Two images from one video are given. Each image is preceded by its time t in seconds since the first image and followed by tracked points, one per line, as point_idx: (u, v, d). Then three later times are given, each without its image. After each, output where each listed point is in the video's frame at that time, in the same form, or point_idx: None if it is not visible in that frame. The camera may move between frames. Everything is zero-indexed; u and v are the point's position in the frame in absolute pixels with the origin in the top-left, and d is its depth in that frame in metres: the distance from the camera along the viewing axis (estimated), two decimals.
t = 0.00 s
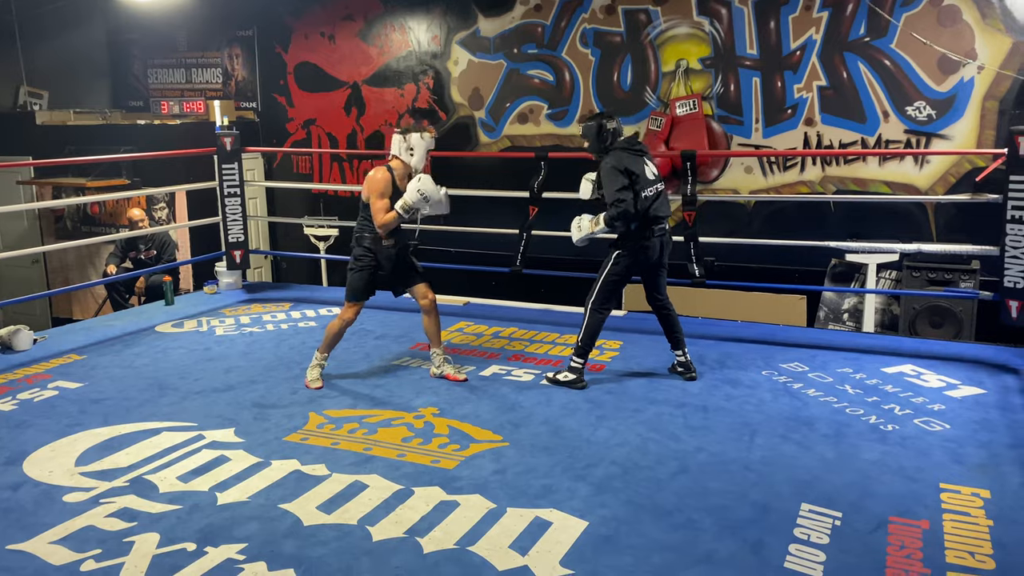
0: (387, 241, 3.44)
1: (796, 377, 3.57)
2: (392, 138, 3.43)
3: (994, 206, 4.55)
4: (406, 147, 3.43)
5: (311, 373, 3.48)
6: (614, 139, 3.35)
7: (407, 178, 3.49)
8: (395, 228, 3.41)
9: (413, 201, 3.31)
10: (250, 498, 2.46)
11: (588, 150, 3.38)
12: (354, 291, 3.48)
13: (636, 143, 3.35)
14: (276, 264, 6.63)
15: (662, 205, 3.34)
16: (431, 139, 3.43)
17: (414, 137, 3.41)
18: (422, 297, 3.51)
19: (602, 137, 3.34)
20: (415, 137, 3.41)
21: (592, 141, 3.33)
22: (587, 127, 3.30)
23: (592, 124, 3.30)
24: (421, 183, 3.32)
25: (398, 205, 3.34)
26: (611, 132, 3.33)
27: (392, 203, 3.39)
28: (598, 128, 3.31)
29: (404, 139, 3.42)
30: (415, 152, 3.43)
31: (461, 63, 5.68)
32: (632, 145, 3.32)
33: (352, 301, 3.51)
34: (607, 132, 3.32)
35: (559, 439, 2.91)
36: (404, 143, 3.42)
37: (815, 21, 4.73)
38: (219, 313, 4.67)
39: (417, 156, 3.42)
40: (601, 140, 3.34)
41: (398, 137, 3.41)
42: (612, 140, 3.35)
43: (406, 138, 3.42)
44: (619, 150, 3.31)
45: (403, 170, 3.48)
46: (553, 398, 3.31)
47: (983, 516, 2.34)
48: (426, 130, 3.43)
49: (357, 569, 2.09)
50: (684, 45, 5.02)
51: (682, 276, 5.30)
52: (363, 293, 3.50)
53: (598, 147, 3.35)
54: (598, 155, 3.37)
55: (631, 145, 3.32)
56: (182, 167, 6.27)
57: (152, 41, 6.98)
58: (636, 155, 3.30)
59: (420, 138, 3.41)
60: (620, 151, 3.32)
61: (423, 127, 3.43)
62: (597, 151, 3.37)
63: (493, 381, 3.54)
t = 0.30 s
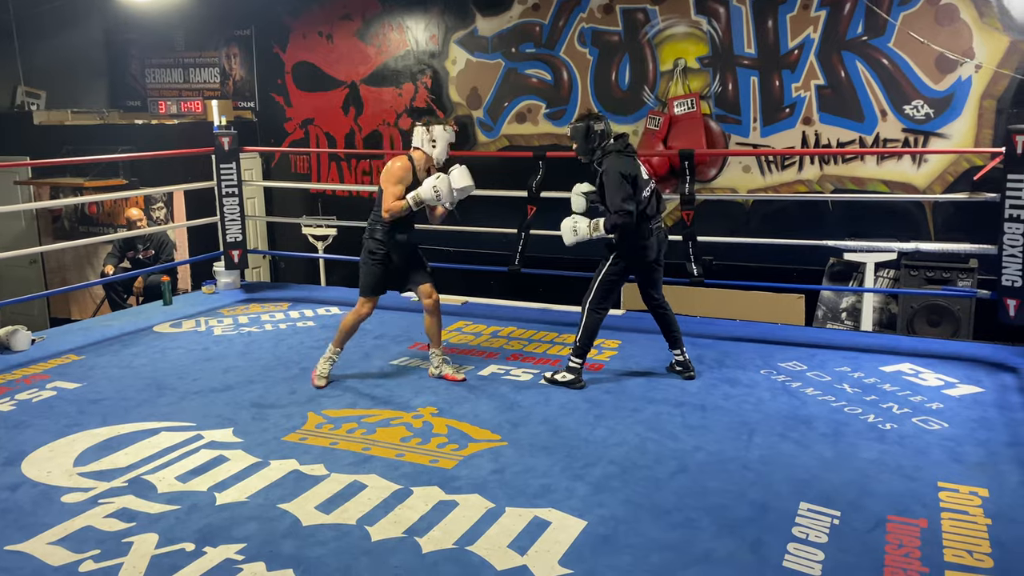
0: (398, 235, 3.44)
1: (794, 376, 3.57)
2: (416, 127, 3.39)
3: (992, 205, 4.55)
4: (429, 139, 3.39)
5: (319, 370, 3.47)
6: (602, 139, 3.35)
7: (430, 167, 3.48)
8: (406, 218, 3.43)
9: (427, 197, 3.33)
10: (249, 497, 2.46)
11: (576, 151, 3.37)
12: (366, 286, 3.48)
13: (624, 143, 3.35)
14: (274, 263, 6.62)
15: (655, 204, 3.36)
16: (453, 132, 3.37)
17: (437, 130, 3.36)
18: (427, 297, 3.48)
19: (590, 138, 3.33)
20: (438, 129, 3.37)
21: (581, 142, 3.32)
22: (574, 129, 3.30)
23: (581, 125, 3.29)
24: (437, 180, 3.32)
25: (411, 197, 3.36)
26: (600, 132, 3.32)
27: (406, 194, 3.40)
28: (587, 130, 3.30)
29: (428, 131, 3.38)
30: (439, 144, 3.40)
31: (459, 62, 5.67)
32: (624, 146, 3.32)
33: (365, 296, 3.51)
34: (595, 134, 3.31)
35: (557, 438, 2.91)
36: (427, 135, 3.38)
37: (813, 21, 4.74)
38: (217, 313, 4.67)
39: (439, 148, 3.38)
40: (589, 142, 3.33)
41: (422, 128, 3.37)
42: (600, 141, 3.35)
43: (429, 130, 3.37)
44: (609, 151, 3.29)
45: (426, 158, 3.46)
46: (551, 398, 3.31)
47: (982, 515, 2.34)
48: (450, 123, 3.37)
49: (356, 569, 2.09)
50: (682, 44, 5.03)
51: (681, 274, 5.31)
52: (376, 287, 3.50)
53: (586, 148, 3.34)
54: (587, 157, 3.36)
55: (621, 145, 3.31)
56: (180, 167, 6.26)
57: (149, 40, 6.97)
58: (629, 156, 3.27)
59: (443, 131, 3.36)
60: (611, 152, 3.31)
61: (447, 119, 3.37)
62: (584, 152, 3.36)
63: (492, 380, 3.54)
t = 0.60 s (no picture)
0: (400, 233, 3.45)
1: (792, 374, 3.57)
2: (385, 129, 3.43)
3: (989, 202, 4.55)
4: (400, 136, 3.42)
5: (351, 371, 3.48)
6: (625, 135, 3.33)
7: (407, 164, 3.51)
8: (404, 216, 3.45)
9: (414, 185, 3.33)
10: (247, 496, 2.46)
11: (600, 144, 3.37)
12: (375, 286, 3.47)
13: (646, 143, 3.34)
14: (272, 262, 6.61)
15: (662, 208, 3.33)
16: (423, 123, 3.41)
17: (405, 126, 3.40)
18: (443, 287, 3.53)
19: (614, 132, 3.32)
20: (406, 125, 3.40)
21: (604, 134, 3.32)
22: (600, 121, 3.30)
23: (604, 116, 3.29)
24: (419, 167, 3.33)
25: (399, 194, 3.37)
26: (623, 127, 3.32)
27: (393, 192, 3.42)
28: (610, 122, 3.30)
29: (396, 129, 3.42)
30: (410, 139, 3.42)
31: (456, 60, 5.66)
32: (643, 144, 3.31)
33: (376, 296, 3.48)
34: (618, 128, 3.30)
35: (555, 437, 2.91)
36: (397, 132, 3.42)
37: (811, 19, 4.74)
38: (215, 311, 4.66)
39: (411, 143, 3.41)
40: (613, 135, 3.33)
41: (390, 127, 3.40)
42: (624, 136, 3.33)
43: (398, 127, 3.41)
44: (628, 146, 3.30)
45: (400, 157, 3.50)
46: (549, 396, 3.30)
47: (980, 512, 2.35)
48: (417, 116, 3.42)
49: (354, 568, 2.08)
50: (680, 42, 5.02)
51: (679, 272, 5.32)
52: (385, 288, 3.49)
53: (608, 141, 3.34)
54: (609, 150, 3.36)
55: (640, 142, 3.32)
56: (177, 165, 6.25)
57: (146, 38, 6.95)
58: (644, 153, 3.30)
59: (411, 125, 3.39)
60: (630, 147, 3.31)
61: (413, 112, 3.41)
62: (608, 146, 3.36)
63: (489, 378, 3.54)
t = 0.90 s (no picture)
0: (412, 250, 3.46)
1: (790, 371, 3.57)
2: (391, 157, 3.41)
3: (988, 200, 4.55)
4: (405, 164, 3.40)
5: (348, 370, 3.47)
6: (613, 137, 3.35)
7: (413, 192, 3.50)
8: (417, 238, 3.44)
9: (422, 216, 3.32)
10: (245, 494, 2.46)
11: (587, 147, 3.36)
12: (385, 293, 3.49)
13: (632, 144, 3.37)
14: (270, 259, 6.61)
15: (655, 206, 3.35)
16: (428, 150, 3.39)
17: (411, 154, 3.38)
18: (456, 300, 3.56)
19: (601, 135, 3.32)
20: (411, 153, 3.38)
21: (592, 137, 3.31)
22: (588, 124, 3.29)
23: (592, 120, 3.28)
24: (426, 196, 3.31)
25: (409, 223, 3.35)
26: (610, 130, 3.33)
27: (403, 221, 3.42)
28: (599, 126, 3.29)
29: (402, 157, 3.39)
30: (416, 168, 3.40)
31: (455, 58, 5.66)
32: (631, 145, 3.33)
33: (387, 303, 3.49)
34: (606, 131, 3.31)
35: (554, 435, 2.91)
36: (403, 161, 3.40)
37: (810, 16, 4.73)
38: (213, 309, 4.66)
39: (417, 172, 3.39)
40: (600, 138, 3.32)
41: (396, 155, 3.38)
42: (611, 139, 3.34)
43: (404, 155, 3.38)
44: (617, 149, 3.31)
45: (406, 185, 3.48)
46: (547, 394, 3.30)
47: (978, 510, 2.35)
48: (422, 143, 3.40)
49: (353, 565, 2.08)
50: (678, 39, 5.02)
51: (678, 270, 5.33)
52: (396, 297, 3.51)
53: (597, 144, 3.33)
54: (597, 153, 3.35)
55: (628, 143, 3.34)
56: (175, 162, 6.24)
57: (145, 35, 6.95)
58: (633, 154, 3.31)
59: (416, 153, 3.37)
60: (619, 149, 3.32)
61: (418, 140, 3.40)
62: (595, 149, 3.35)
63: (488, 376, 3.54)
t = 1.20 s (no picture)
0: (390, 242, 3.44)
1: (792, 370, 3.57)
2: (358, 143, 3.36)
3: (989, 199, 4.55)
4: (373, 150, 3.36)
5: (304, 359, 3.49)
6: (545, 144, 3.24)
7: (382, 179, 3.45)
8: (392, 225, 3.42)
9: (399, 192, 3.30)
10: (247, 491, 2.46)
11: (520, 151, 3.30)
12: (358, 288, 3.46)
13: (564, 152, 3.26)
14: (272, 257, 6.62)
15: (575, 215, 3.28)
16: (395, 134, 3.37)
17: (377, 138, 3.34)
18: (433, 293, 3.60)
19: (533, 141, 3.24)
20: (378, 138, 3.34)
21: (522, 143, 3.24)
22: (520, 128, 3.21)
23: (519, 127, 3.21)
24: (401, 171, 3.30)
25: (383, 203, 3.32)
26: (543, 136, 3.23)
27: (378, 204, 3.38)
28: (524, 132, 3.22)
29: (370, 142, 3.36)
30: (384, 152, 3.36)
31: (457, 56, 5.66)
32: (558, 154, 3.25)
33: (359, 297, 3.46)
34: (535, 137, 3.21)
35: (555, 433, 2.91)
36: (369, 147, 3.36)
37: (812, 14, 4.73)
38: (215, 306, 4.67)
39: (385, 155, 3.35)
40: (530, 144, 3.24)
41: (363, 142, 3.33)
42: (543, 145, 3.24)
43: (370, 141, 3.35)
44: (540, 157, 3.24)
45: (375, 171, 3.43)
46: (548, 392, 3.30)
47: (979, 509, 2.35)
48: (387, 128, 3.37)
49: (354, 563, 2.09)
50: (680, 37, 5.02)
51: (680, 268, 5.34)
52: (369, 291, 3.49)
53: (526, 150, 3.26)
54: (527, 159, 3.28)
55: (555, 153, 3.24)
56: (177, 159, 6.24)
57: (147, 33, 6.95)
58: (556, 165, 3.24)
59: (384, 136, 3.34)
60: (542, 159, 3.23)
61: (383, 125, 3.37)
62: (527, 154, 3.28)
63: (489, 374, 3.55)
